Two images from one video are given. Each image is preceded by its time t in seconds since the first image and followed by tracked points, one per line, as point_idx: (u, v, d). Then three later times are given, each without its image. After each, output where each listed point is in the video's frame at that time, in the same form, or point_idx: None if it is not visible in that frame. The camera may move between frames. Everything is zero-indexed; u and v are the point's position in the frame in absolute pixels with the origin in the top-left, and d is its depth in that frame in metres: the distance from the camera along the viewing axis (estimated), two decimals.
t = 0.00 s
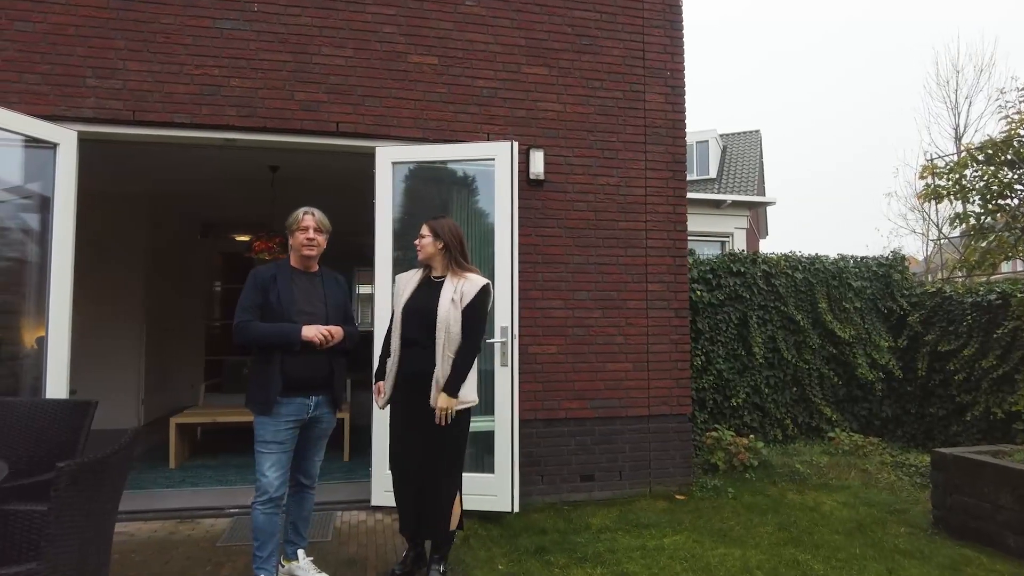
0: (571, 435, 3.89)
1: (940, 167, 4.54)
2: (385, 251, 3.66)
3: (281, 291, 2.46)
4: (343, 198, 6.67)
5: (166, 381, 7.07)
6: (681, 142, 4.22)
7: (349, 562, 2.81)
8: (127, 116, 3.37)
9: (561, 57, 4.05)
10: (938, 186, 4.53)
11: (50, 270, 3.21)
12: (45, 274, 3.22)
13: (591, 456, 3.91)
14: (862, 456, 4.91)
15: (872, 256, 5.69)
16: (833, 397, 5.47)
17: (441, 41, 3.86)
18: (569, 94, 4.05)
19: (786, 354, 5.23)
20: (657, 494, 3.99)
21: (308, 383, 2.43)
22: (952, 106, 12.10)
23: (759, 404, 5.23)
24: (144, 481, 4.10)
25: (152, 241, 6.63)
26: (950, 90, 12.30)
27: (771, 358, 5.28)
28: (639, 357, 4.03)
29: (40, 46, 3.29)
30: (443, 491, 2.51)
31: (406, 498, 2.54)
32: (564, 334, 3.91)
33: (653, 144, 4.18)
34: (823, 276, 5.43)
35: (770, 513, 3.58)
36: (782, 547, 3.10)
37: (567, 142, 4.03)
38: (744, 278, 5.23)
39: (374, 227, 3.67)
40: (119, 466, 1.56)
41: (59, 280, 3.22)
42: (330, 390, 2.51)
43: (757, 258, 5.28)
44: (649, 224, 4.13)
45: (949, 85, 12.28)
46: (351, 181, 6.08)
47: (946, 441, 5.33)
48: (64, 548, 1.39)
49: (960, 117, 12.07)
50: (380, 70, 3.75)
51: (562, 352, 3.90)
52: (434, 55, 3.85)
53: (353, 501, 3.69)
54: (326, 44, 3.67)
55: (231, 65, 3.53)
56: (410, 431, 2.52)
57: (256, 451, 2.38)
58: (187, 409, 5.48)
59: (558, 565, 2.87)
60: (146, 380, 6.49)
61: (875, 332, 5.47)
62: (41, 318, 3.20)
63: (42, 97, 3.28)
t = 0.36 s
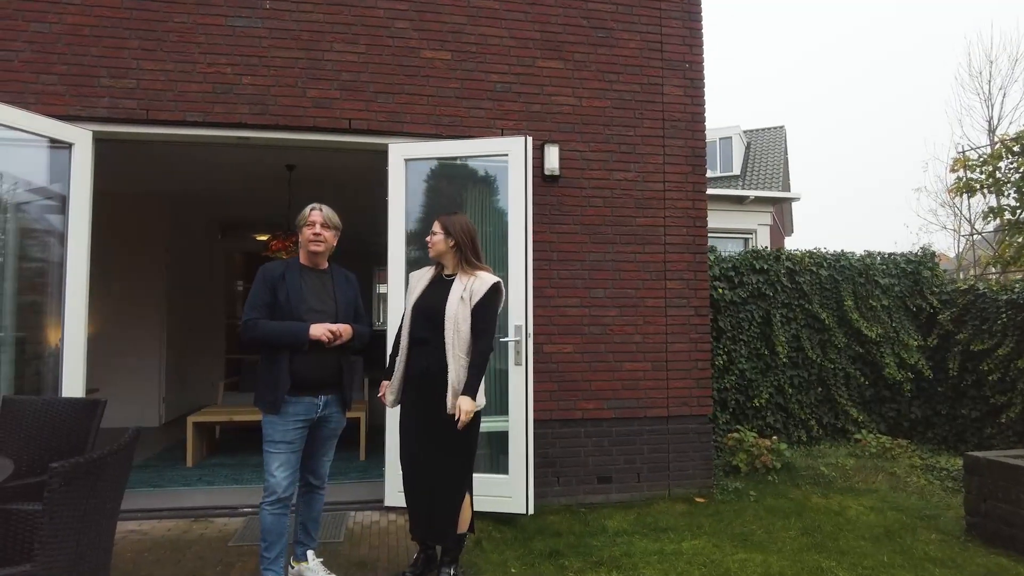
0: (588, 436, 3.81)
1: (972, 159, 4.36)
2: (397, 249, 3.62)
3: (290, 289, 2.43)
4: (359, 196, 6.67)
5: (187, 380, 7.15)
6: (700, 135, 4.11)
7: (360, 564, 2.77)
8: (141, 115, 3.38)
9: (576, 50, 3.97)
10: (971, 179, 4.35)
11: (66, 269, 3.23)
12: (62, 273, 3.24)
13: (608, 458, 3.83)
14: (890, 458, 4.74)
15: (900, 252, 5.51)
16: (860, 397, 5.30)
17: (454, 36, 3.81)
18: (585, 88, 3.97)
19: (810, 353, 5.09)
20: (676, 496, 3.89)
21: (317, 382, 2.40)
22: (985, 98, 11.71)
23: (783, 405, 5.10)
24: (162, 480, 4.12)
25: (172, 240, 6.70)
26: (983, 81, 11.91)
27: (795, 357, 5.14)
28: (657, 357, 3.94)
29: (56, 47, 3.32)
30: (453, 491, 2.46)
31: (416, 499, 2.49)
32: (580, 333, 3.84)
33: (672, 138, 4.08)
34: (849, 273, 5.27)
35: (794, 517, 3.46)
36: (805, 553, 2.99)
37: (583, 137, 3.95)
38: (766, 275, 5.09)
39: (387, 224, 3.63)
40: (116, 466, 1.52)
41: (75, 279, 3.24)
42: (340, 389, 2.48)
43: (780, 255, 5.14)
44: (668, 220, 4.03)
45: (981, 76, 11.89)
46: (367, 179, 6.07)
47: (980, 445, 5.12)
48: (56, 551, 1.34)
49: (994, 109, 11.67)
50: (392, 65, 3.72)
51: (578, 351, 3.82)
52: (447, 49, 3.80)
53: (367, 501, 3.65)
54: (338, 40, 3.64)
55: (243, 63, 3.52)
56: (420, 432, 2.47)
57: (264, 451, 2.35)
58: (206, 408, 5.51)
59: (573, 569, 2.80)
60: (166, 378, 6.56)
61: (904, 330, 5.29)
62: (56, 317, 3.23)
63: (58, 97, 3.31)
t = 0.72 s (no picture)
0: (604, 437, 3.73)
1: (1009, 151, 4.17)
2: (409, 246, 3.58)
3: (297, 287, 2.39)
4: (376, 195, 6.66)
5: (208, 378, 7.22)
6: (720, 128, 3.99)
7: (370, 565, 2.73)
8: (154, 114, 3.39)
9: (591, 43, 3.88)
10: (1007, 171, 4.16)
11: (82, 267, 3.25)
12: (78, 271, 3.26)
13: (625, 460, 3.74)
14: (921, 462, 4.57)
15: (931, 248, 5.31)
16: (889, 398, 5.12)
17: (467, 30, 3.75)
18: (600, 81, 3.88)
19: (836, 353, 4.93)
20: (696, 499, 3.78)
21: (323, 381, 2.36)
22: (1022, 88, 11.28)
23: (808, 405, 4.94)
24: (178, 478, 4.15)
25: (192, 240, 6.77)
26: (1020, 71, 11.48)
27: (821, 357, 4.98)
28: (676, 356, 3.83)
29: (71, 48, 3.35)
30: (462, 493, 2.41)
31: (424, 502, 2.44)
32: (596, 331, 3.75)
33: (691, 131, 3.96)
34: (877, 269, 5.09)
35: (818, 522, 3.34)
36: (829, 560, 2.87)
37: (599, 131, 3.86)
38: (791, 272, 4.94)
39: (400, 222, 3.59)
40: (115, 467, 1.48)
41: (90, 277, 3.26)
42: (346, 389, 2.44)
43: (805, 251, 4.98)
44: (686, 216, 3.92)
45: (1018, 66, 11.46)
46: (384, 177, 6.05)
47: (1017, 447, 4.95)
48: (44, 556, 1.30)
49: None
50: (404, 61, 3.67)
51: (594, 351, 3.74)
52: (459, 43, 3.74)
53: (380, 501, 3.62)
54: (350, 36, 3.61)
55: (255, 61, 3.50)
56: (429, 432, 2.42)
57: (270, 451, 2.32)
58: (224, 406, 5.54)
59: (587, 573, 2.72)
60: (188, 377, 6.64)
61: (936, 329, 5.10)
62: (72, 316, 3.25)
63: (73, 97, 3.33)
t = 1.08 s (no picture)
0: (622, 439, 3.65)
1: None
2: (423, 245, 3.54)
3: (302, 287, 2.38)
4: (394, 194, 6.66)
5: (231, 377, 7.31)
6: (742, 122, 3.88)
7: (380, 568, 2.70)
8: (170, 115, 3.41)
9: (608, 36, 3.80)
10: None
11: (100, 268, 3.28)
12: (96, 272, 3.29)
13: (644, 463, 3.65)
14: (954, 466, 4.40)
15: (965, 244, 5.10)
16: (920, 400, 4.94)
17: (481, 26, 3.71)
18: (617, 75, 3.80)
19: (865, 353, 4.77)
20: (717, 504, 3.67)
21: (330, 382, 2.35)
22: None
23: (835, 407, 4.79)
24: (197, 477, 4.18)
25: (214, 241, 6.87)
26: None
27: (849, 357, 4.82)
28: (696, 356, 3.73)
29: (89, 51, 3.39)
30: (471, 495, 2.36)
31: (433, 502, 2.40)
32: (613, 331, 3.67)
33: (711, 126, 3.85)
34: (907, 266, 4.92)
35: (844, 528, 3.21)
36: (854, 569, 2.75)
37: (616, 126, 3.78)
38: (817, 270, 4.78)
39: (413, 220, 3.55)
40: (117, 468, 1.47)
41: (107, 277, 3.29)
42: (354, 390, 2.42)
43: (832, 248, 4.83)
44: (706, 212, 3.81)
45: None
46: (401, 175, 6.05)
47: None
48: (39, 559, 1.29)
49: None
50: (418, 58, 3.64)
51: (611, 351, 3.66)
52: (473, 40, 3.69)
53: (394, 502, 3.60)
54: (363, 34, 3.60)
55: (269, 61, 3.51)
56: (440, 433, 2.37)
57: (278, 452, 2.31)
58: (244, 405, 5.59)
59: None
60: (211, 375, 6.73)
61: (970, 328, 4.91)
62: (90, 315, 3.29)
63: (91, 99, 3.37)
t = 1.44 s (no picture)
0: (638, 440, 3.58)
1: None
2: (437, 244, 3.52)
3: (311, 285, 2.36)
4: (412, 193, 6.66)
5: (253, 376, 7.40)
6: (762, 116, 3.78)
7: (391, 568, 2.69)
8: (186, 116, 3.45)
9: (623, 31, 3.74)
10: None
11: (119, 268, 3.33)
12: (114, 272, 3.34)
13: (660, 465, 3.58)
14: (986, 471, 4.24)
15: (999, 241, 4.92)
16: (951, 402, 4.77)
17: (494, 22, 3.68)
18: (633, 71, 3.73)
19: (892, 353, 4.62)
20: (736, 507, 3.59)
21: (340, 381, 2.34)
22: None
23: (861, 409, 4.65)
24: (216, 475, 4.23)
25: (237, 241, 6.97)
26: None
27: (875, 357, 4.68)
28: (714, 357, 3.65)
29: (108, 54, 3.45)
30: (478, 496, 2.33)
31: (441, 502, 2.38)
32: (629, 331, 3.61)
33: (729, 120, 3.75)
34: (936, 264, 4.76)
35: (868, 534, 3.11)
36: None
37: (631, 122, 3.71)
38: (841, 267, 4.65)
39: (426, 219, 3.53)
40: (122, 468, 1.46)
41: (126, 277, 3.34)
42: (365, 388, 2.42)
43: (857, 246, 4.70)
44: (725, 209, 3.72)
45: None
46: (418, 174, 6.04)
47: None
48: (39, 557, 1.29)
49: None
50: (431, 56, 3.63)
51: (626, 351, 3.60)
52: (486, 37, 3.66)
53: (408, 502, 3.59)
54: (376, 33, 3.60)
55: (283, 61, 3.53)
56: (448, 431, 2.35)
57: (288, 451, 2.31)
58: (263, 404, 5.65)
59: None
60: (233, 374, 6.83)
61: (1004, 328, 4.74)
62: (109, 314, 3.34)
63: (110, 101, 3.43)
